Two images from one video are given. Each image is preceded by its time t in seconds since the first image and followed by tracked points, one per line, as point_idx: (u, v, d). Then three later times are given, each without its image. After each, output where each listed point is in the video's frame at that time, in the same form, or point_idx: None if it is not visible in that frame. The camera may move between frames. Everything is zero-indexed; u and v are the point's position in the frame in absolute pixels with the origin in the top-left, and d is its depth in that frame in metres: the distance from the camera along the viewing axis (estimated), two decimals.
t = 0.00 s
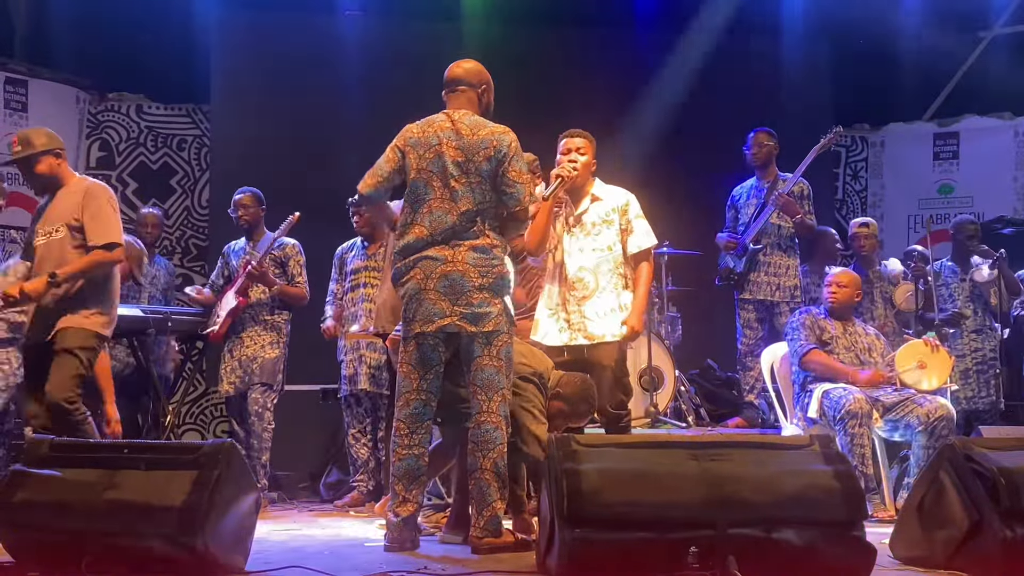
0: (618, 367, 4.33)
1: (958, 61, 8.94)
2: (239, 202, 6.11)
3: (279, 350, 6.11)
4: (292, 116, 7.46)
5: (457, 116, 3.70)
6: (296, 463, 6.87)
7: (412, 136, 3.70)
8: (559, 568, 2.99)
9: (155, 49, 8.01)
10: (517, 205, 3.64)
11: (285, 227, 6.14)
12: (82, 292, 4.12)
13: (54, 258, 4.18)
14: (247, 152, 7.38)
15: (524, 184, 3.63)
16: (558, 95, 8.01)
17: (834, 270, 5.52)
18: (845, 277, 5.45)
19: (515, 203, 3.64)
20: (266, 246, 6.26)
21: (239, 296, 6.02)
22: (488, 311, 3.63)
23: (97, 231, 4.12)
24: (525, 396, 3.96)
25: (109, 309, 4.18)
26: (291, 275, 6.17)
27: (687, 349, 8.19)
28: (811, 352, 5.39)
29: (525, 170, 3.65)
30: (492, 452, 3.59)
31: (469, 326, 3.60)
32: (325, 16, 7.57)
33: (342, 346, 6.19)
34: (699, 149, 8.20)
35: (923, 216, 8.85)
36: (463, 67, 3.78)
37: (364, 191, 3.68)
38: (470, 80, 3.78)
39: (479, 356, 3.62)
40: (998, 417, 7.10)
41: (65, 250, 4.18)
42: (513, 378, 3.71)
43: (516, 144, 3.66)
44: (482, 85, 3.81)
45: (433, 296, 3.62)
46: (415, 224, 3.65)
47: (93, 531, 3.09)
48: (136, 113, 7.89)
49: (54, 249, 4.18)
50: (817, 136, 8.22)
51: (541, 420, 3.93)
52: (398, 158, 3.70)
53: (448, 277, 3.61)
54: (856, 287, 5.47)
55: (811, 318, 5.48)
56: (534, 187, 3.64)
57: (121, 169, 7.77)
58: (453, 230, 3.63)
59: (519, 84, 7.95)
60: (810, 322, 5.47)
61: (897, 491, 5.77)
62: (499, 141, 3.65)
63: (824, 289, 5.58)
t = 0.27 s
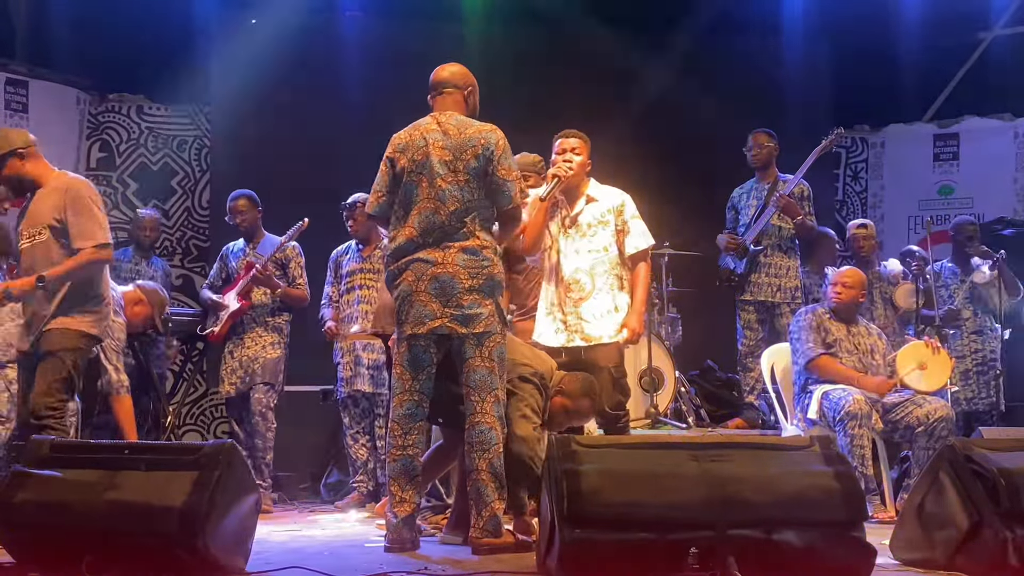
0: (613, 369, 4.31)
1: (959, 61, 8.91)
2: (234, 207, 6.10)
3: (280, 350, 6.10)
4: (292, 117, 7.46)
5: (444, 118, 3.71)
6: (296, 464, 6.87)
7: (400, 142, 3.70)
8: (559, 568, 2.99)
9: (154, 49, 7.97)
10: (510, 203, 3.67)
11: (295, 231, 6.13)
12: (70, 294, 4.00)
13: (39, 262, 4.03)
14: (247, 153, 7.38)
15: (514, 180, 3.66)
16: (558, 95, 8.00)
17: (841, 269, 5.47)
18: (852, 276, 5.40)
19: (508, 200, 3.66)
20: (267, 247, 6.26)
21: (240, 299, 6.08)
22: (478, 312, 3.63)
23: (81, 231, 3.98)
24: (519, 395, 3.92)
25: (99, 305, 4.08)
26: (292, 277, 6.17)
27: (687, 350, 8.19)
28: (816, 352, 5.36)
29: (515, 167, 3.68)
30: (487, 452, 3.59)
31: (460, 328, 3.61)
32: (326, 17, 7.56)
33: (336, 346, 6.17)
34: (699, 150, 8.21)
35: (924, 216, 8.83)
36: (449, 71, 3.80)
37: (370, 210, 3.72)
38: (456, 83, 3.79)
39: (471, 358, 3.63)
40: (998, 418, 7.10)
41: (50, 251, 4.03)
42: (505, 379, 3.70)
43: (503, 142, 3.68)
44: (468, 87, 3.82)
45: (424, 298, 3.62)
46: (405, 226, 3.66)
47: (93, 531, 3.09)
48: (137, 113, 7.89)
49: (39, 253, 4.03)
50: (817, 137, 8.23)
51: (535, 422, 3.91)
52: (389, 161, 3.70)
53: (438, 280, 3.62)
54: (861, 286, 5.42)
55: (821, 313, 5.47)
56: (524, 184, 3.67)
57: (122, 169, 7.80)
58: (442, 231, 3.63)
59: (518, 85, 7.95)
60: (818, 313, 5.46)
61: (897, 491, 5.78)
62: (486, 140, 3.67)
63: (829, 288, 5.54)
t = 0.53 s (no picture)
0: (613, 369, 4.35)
1: (960, 61, 8.85)
2: (229, 211, 6.11)
3: (285, 351, 6.12)
4: (292, 118, 7.47)
5: (443, 120, 3.71)
6: (296, 465, 6.86)
7: (399, 142, 3.70)
8: (559, 569, 2.99)
9: (155, 50, 7.99)
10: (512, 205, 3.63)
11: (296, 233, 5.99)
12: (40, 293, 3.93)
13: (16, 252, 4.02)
14: (248, 154, 7.38)
15: (515, 182, 3.62)
16: (559, 96, 8.01)
17: (847, 268, 5.40)
18: (857, 277, 5.34)
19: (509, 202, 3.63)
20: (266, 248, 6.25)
21: (242, 301, 6.06)
22: (477, 313, 3.63)
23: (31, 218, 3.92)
24: (519, 401, 3.93)
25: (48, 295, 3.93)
26: (291, 275, 6.18)
27: (688, 351, 8.19)
28: (821, 360, 5.32)
29: (516, 169, 3.65)
30: (488, 453, 3.59)
31: (458, 329, 3.61)
32: (326, 19, 7.59)
33: (339, 348, 6.20)
34: (699, 150, 8.22)
35: (925, 217, 8.86)
36: (447, 73, 3.80)
37: (343, 186, 3.63)
38: (455, 85, 3.79)
39: (470, 359, 3.63)
40: (999, 419, 7.10)
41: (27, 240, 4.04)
42: (506, 380, 3.70)
43: (502, 145, 3.67)
44: (467, 89, 3.82)
45: (423, 300, 3.62)
46: (405, 227, 3.66)
47: (94, 532, 3.09)
48: (138, 115, 7.90)
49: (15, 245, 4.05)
50: (818, 138, 8.23)
51: (530, 428, 3.93)
52: (384, 160, 3.68)
53: (437, 281, 3.62)
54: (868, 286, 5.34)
55: (827, 312, 5.42)
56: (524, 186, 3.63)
57: (122, 170, 7.81)
58: (442, 233, 3.64)
59: (519, 85, 7.95)
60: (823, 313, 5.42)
61: (898, 492, 5.78)
62: (484, 142, 3.66)
63: (835, 289, 5.47)
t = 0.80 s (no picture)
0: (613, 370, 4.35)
1: (959, 61, 8.96)
2: (223, 217, 6.06)
3: (285, 349, 6.12)
4: (292, 119, 7.47)
5: (449, 121, 3.71)
6: (297, 465, 6.86)
7: (404, 139, 3.69)
8: (560, 569, 2.98)
9: (154, 51, 7.99)
10: (507, 207, 3.64)
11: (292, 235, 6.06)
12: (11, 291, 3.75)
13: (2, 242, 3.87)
14: (248, 154, 7.38)
15: (513, 185, 3.63)
16: (559, 97, 8.01)
17: (854, 273, 5.33)
18: (864, 282, 5.26)
19: (507, 205, 3.63)
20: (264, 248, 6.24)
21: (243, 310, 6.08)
22: (481, 314, 3.63)
23: None
24: (520, 404, 3.91)
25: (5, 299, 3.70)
26: (292, 278, 6.15)
27: (688, 353, 8.19)
28: (820, 367, 5.32)
29: (516, 173, 3.66)
30: (489, 454, 3.59)
31: (463, 330, 3.61)
32: (326, 19, 7.59)
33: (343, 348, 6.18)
34: (700, 151, 8.22)
35: (925, 218, 8.85)
36: (452, 74, 3.80)
37: (346, 169, 3.68)
38: (460, 86, 3.79)
39: (473, 360, 3.63)
40: (1000, 420, 7.11)
41: None
42: (508, 380, 3.70)
43: (505, 147, 3.67)
44: (472, 90, 3.82)
45: (427, 301, 3.63)
46: (403, 226, 3.64)
47: (94, 532, 3.09)
48: (138, 115, 7.90)
49: None
50: (818, 139, 8.23)
51: (530, 430, 3.91)
52: (388, 154, 3.69)
53: (441, 282, 3.62)
54: (873, 292, 5.28)
55: (830, 313, 5.41)
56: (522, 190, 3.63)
57: (123, 171, 7.81)
58: (446, 234, 3.64)
59: (520, 86, 7.95)
60: (824, 317, 5.40)
61: (898, 493, 5.78)
62: (489, 144, 3.66)
63: (841, 292, 5.41)
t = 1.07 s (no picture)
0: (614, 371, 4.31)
1: (959, 63, 9.00)
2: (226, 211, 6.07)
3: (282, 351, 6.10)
4: (292, 121, 7.47)
5: (455, 122, 3.71)
6: (297, 466, 6.86)
7: (411, 138, 3.70)
8: (559, 570, 2.98)
9: (154, 51, 7.99)
10: (508, 208, 3.62)
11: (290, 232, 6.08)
12: None
13: None
14: (248, 155, 7.38)
15: (516, 187, 3.61)
16: (560, 98, 8.01)
17: (856, 274, 5.37)
18: (866, 282, 5.30)
19: (506, 204, 3.61)
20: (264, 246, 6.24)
21: (235, 311, 6.05)
22: (484, 314, 3.63)
23: None
24: (527, 403, 3.92)
25: None
26: (288, 276, 6.17)
27: (688, 353, 8.19)
28: (825, 367, 5.31)
29: (519, 174, 3.65)
30: (490, 454, 3.59)
31: (466, 331, 3.61)
32: (326, 20, 7.59)
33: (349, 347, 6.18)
34: (700, 151, 8.22)
35: (925, 219, 8.83)
36: (461, 74, 3.80)
37: (355, 170, 3.63)
38: (467, 87, 3.79)
39: (476, 360, 3.63)
40: (1001, 421, 7.11)
41: None
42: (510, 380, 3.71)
43: (511, 149, 3.67)
44: (480, 91, 3.82)
45: (430, 301, 3.63)
46: (410, 223, 3.64)
47: (94, 533, 3.09)
48: (138, 116, 7.92)
49: None
50: (819, 140, 8.23)
51: (542, 429, 3.87)
52: (397, 155, 3.69)
53: (445, 282, 3.62)
54: (876, 294, 5.30)
55: (834, 312, 5.42)
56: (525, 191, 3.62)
57: (122, 171, 7.83)
58: (450, 234, 3.64)
59: (521, 87, 7.95)
60: (829, 314, 5.40)
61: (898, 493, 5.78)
62: (494, 146, 3.66)
63: (843, 292, 5.44)
